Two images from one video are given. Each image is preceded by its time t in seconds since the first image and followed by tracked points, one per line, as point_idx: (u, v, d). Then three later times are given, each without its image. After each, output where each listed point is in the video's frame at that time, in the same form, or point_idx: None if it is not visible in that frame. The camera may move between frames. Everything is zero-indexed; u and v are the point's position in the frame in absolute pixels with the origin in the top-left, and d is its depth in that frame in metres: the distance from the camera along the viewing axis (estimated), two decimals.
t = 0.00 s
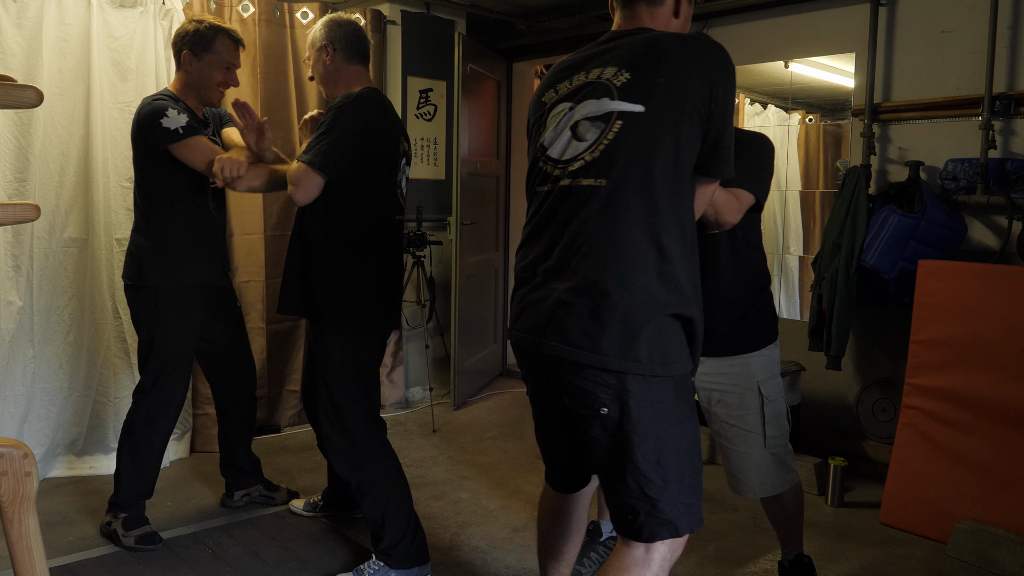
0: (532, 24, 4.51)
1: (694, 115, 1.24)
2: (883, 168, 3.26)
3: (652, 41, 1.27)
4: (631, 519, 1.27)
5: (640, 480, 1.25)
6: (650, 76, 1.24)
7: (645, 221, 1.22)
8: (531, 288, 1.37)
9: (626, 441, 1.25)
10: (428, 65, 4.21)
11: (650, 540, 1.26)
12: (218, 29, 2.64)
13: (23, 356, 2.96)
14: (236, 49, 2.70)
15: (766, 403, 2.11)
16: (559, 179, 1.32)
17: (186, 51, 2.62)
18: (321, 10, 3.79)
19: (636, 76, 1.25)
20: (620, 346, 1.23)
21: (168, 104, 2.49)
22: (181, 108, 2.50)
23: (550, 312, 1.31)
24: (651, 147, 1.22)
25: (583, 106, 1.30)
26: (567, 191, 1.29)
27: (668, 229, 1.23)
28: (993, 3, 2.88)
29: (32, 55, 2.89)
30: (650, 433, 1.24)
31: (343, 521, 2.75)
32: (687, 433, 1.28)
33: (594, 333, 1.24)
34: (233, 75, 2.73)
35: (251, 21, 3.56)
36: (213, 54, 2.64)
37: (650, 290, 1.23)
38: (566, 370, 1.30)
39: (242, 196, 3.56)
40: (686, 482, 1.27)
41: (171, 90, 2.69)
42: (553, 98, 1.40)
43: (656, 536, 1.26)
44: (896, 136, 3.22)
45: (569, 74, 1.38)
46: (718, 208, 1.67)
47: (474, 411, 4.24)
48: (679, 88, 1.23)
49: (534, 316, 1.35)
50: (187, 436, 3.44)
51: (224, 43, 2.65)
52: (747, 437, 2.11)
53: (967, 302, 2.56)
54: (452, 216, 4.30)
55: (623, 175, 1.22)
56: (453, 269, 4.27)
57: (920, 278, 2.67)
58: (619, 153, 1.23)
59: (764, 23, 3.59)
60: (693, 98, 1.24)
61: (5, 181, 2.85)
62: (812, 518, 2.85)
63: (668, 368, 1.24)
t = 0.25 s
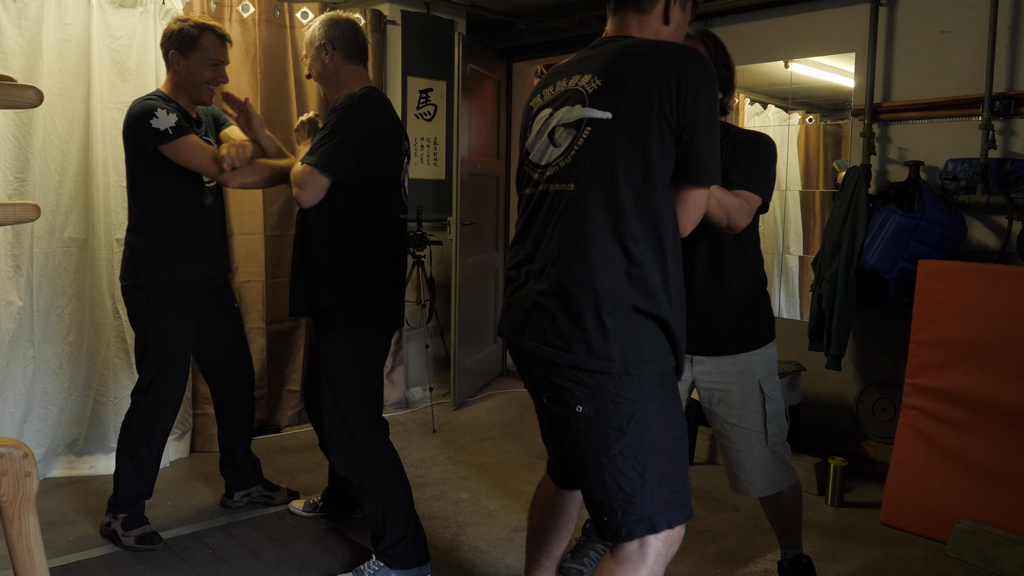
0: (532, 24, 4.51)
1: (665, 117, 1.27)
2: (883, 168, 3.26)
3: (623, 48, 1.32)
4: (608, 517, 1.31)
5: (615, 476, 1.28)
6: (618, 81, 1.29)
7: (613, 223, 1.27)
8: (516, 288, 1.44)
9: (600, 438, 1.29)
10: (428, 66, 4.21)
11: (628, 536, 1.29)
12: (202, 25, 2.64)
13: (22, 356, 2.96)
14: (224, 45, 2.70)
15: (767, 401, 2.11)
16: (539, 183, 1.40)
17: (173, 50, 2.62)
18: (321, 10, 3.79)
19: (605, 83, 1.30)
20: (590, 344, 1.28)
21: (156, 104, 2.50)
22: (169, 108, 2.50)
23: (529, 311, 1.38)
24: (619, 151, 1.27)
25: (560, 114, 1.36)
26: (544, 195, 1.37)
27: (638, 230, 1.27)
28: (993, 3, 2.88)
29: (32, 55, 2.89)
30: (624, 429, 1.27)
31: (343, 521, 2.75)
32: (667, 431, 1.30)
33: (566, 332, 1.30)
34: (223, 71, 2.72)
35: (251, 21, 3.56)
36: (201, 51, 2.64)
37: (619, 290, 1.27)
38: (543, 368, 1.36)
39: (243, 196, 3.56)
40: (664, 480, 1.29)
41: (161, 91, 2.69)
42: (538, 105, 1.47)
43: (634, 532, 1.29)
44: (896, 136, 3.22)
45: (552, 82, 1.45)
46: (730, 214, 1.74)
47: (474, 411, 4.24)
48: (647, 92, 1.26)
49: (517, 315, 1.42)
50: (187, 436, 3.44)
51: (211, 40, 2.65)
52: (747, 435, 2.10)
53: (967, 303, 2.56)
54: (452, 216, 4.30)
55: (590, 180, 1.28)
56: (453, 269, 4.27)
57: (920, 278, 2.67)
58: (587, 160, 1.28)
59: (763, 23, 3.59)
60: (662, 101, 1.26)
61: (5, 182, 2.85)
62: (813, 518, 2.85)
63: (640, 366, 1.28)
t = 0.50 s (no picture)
0: (532, 24, 4.51)
1: (656, 114, 1.26)
2: (883, 168, 3.26)
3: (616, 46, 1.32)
4: (598, 504, 1.32)
5: (605, 468, 1.29)
6: (609, 79, 1.29)
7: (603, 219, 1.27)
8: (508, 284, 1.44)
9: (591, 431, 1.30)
10: (428, 66, 4.21)
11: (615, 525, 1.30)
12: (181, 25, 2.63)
13: (22, 356, 2.97)
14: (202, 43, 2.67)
15: (759, 399, 2.11)
16: (532, 180, 1.40)
17: (150, 51, 2.63)
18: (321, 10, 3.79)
19: (597, 80, 1.30)
20: (579, 339, 1.28)
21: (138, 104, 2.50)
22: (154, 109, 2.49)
23: (521, 306, 1.38)
24: (609, 148, 1.27)
25: (553, 111, 1.37)
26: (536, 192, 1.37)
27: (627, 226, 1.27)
28: (993, 3, 2.88)
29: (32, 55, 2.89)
30: (614, 423, 1.28)
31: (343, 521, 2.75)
32: (657, 426, 1.30)
33: (556, 326, 1.31)
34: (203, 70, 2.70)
35: (251, 21, 3.55)
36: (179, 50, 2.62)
37: (609, 285, 1.27)
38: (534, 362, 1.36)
39: (243, 196, 3.56)
40: (654, 473, 1.30)
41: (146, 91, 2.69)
42: (532, 102, 1.47)
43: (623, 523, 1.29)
44: (896, 136, 3.22)
45: (546, 79, 1.45)
46: (724, 216, 1.73)
47: (474, 411, 4.24)
48: (638, 90, 1.26)
49: (509, 310, 1.42)
50: (186, 436, 3.44)
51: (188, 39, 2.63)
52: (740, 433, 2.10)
53: (966, 302, 2.56)
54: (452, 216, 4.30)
55: (580, 177, 1.28)
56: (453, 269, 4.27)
57: (920, 278, 2.67)
58: (578, 156, 1.29)
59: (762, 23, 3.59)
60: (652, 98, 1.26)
61: (5, 182, 2.85)
62: (813, 518, 2.85)
63: (630, 361, 1.28)
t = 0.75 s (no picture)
0: (532, 24, 4.51)
1: (661, 111, 1.27)
2: (883, 168, 3.27)
3: (620, 41, 1.31)
4: (600, 505, 1.31)
5: (608, 466, 1.29)
6: (613, 74, 1.29)
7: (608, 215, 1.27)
8: (511, 280, 1.44)
9: (594, 428, 1.29)
10: (428, 65, 4.21)
11: (620, 526, 1.30)
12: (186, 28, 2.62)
13: (22, 356, 2.97)
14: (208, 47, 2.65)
15: (759, 399, 2.10)
16: (536, 176, 1.40)
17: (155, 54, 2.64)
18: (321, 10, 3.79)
19: (602, 76, 1.30)
20: (584, 335, 1.28)
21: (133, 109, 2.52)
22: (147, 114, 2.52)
23: (525, 302, 1.38)
24: (614, 144, 1.27)
25: (556, 107, 1.36)
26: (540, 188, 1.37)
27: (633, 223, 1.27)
28: (993, 3, 2.88)
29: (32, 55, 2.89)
30: (618, 420, 1.28)
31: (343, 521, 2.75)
32: (660, 422, 1.31)
33: (560, 322, 1.30)
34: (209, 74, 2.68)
35: (251, 21, 3.56)
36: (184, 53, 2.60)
37: (614, 281, 1.27)
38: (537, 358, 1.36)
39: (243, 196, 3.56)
40: (657, 471, 1.30)
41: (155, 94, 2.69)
42: (534, 98, 1.47)
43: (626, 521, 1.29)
44: (896, 136, 3.22)
45: (547, 74, 1.45)
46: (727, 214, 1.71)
47: (474, 411, 4.24)
48: (643, 86, 1.26)
49: (512, 306, 1.42)
50: (187, 436, 3.44)
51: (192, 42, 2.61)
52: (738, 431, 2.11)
53: (966, 302, 2.57)
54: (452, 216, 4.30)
55: (585, 173, 1.28)
56: (453, 269, 4.27)
57: (920, 278, 2.68)
58: (583, 152, 1.29)
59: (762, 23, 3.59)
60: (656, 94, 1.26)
61: (5, 181, 2.85)
62: (813, 518, 2.85)
63: (634, 357, 1.28)
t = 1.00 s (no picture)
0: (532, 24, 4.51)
1: (665, 111, 1.27)
2: (883, 168, 3.27)
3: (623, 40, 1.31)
4: (603, 504, 1.31)
5: (612, 464, 1.29)
6: (618, 74, 1.28)
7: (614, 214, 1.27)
8: (515, 278, 1.44)
9: (598, 426, 1.29)
10: (428, 65, 4.21)
11: (622, 523, 1.30)
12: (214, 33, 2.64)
13: (23, 356, 2.97)
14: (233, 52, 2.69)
15: (763, 397, 2.09)
16: (540, 175, 1.39)
17: (185, 58, 2.63)
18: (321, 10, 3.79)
19: (606, 75, 1.30)
20: (589, 333, 1.28)
21: (151, 115, 2.53)
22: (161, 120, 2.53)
23: (529, 300, 1.37)
24: (619, 143, 1.27)
25: (559, 106, 1.35)
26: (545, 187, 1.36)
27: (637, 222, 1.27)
28: (993, 3, 2.88)
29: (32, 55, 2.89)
30: (621, 418, 1.28)
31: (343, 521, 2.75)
32: (663, 420, 1.31)
33: (565, 319, 1.30)
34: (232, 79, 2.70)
35: (251, 21, 3.56)
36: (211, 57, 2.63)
37: (619, 280, 1.28)
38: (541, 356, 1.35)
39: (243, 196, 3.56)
40: (659, 468, 1.30)
41: (174, 98, 2.70)
42: (536, 96, 1.46)
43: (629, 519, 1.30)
44: (896, 136, 3.22)
45: (549, 72, 1.44)
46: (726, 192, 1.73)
47: (474, 411, 4.24)
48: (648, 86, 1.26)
49: (516, 304, 1.41)
50: (187, 436, 3.44)
51: (220, 46, 2.64)
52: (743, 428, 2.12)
53: (967, 301, 2.57)
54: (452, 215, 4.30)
55: (590, 173, 1.28)
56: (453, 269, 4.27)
57: (920, 278, 2.68)
58: (588, 152, 1.29)
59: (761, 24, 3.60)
60: (660, 93, 1.27)
61: (5, 181, 2.85)
62: (813, 518, 2.85)
63: (638, 355, 1.28)
